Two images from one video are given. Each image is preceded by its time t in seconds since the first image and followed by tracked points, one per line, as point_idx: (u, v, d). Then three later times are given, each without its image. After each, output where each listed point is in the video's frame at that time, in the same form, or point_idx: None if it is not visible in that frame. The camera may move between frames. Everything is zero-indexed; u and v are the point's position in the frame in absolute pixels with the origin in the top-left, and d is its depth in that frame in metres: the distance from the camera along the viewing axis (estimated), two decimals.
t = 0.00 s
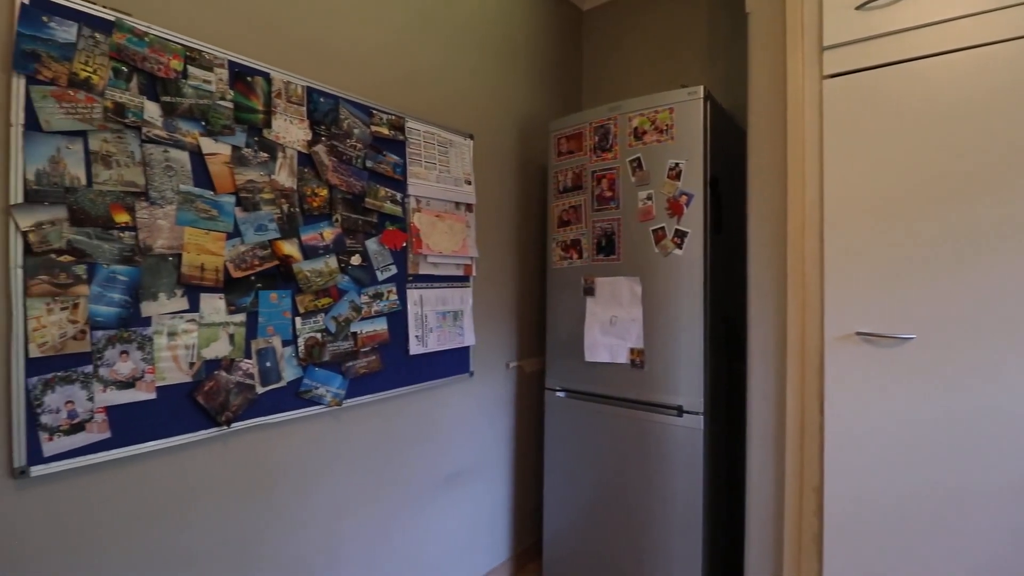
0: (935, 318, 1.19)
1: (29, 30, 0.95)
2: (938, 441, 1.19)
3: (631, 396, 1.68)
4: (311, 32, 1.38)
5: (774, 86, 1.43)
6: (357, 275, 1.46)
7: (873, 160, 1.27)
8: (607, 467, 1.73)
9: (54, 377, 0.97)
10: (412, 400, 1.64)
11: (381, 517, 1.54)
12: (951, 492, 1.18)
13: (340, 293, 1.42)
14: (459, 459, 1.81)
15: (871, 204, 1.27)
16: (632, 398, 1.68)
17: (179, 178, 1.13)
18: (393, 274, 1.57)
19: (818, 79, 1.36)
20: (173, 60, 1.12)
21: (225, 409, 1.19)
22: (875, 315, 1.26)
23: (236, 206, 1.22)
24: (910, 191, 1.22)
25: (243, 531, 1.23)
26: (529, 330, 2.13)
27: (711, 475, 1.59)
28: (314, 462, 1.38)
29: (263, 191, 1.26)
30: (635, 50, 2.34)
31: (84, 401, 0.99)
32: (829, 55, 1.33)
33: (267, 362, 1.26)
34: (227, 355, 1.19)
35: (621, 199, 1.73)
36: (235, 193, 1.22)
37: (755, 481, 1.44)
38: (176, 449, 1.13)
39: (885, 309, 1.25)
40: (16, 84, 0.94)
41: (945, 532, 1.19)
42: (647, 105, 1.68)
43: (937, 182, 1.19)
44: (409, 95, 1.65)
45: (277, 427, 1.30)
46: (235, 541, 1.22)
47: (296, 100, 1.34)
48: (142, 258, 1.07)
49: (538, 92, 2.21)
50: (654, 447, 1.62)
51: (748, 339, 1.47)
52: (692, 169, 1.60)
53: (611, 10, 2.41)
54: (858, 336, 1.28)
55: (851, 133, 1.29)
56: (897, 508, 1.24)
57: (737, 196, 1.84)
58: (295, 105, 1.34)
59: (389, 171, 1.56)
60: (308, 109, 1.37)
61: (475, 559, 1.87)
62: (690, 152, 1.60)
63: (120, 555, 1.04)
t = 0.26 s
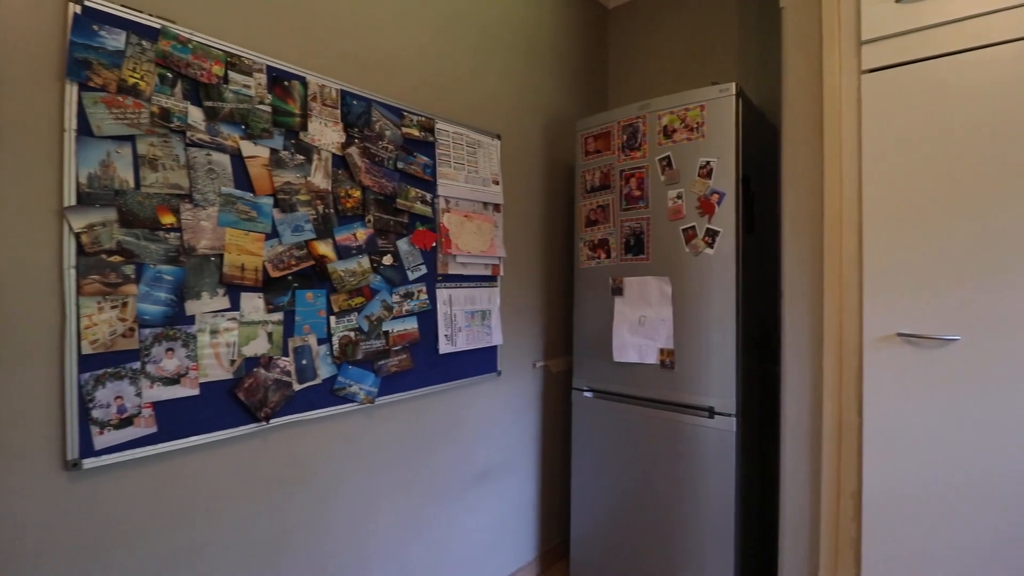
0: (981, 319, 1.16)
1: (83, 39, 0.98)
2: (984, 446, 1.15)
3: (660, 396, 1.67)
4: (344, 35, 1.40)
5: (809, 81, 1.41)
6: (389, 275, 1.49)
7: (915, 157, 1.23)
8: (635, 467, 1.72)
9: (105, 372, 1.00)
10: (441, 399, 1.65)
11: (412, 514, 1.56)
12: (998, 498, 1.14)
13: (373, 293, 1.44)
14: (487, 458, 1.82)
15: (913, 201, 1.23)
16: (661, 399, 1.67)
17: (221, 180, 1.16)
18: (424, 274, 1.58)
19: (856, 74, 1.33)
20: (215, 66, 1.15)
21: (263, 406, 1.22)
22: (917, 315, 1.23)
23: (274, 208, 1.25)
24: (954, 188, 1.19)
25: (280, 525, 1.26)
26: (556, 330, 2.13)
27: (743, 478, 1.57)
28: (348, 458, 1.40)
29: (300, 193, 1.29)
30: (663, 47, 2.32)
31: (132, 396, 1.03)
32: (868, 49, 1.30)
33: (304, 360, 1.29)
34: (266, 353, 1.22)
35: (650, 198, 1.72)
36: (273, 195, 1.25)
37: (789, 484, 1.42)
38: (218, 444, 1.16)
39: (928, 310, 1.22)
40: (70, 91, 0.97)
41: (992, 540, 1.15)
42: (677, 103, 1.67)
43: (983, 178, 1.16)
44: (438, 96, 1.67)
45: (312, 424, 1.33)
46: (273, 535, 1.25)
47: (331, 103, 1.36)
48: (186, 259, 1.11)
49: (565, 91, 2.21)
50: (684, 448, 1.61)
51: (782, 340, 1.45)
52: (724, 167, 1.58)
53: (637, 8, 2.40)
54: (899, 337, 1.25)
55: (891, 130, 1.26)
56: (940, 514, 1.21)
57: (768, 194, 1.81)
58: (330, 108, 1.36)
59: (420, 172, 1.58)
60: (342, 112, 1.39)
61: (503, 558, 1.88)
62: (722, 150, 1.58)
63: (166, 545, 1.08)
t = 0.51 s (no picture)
0: None
1: (133, 47, 1.01)
2: None
3: (692, 398, 1.65)
4: (379, 39, 1.42)
5: (849, 77, 1.37)
6: (422, 275, 1.50)
7: (962, 153, 1.20)
8: (667, 469, 1.71)
9: (154, 369, 1.03)
10: (471, 399, 1.66)
11: (443, 512, 1.58)
12: None
13: (406, 293, 1.46)
14: (517, 457, 1.82)
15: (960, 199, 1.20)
16: (693, 401, 1.65)
17: (262, 183, 1.19)
18: (455, 274, 1.60)
19: (899, 69, 1.30)
20: (257, 72, 1.18)
21: (302, 403, 1.24)
22: (964, 316, 1.19)
23: (312, 209, 1.27)
24: (1004, 185, 1.15)
25: (318, 521, 1.29)
26: (584, 330, 2.12)
27: (778, 481, 1.54)
28: (381, 456, 1.42)
29: (336, 195, 1.32)
30: (692, 44, 2.29)
31: (180, 393, 1.06)
32: (912, 43, 1.27)
33: (340, 359, 1.32)
34: (305, 351, 1.25)
35: (681, 197, 1.70)
36: (311, 197, 1.27)
37: (828, 489, 1.38)
38: (260, 441, 1.19)
39: (977, 311, 1.18)
40: (121, 99, 1.01)
41: None
42: (710, 100, 1.65)
43: None
44: (469, 98, 1.68)
45: (348, 422, 1.35)
46: (311, 530, 1.28)
47: (366, 106, 1.39)
48: (230, 259, 1.14)
49: (593, 90, 2.20)
50: (717, 451, 1.59)
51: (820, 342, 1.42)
52: (758, 166, 1.55)
53: (666, 5, 2.37)
54: (945, 340, 1.21)
55: (936, 126, 1.23)
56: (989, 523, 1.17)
57: (804, 192, 1.77)
58: (365, 111, 1.39)
59: (451, 173, 1.59)
60: (376, 114, 1.41)
61: (532, 557, 1.88)
62: (757, 148, 1.55)
63: (211, 538, 1.11)
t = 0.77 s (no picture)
0: None
1: (180, 55, 1.05)
2: None
3: (725, 400, 1.62)
4: (412, 43, 1.44)
5: (892, 71, 1.33)
6: (453, 275, 1.51)
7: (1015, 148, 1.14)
8: (699, 472, 1.68)
9: (200, 367, 1.06)
10: (502, 398, 1.67)
11: (474, 511, 1.59)
12: None
13: (438, 293, 1.47)
14: (546, 458, 1.82)
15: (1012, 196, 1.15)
16: (727, 403, 1.62)
17: (300, 185, 1.22)
18: (485, 274, 1.60)
19: (946, 62, 1.25)
20: (296, 77, 1.21)
21: (339, 401, 1.27)
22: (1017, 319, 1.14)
23: (348, 211, 1.29)
24: None
25: (353, 518, 1.31)
26: (613, 331, 2.11)
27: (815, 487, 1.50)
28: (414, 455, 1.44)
29: (371, 197, 1.34)
30: (723, 40, 2.26)
31: (223, 390, 1.09)
32: (960, 34, 1.22)
33: (375, 358, 1.34)
34: (341, 350, 1.27)
35: (715, 197, 1.68)
36: (347, 199, 1.30)
37: (869, 496, 1.35)
38: (298, 438, 1.22)
39: None
40: (169, 105, 1.04)
41: None
42: (744, 97, 1.62)
43: None
44: (499, 99, 1.69)
45: (382, 420, 1.37)
46: (346, 526, 1.30)
47: (399, 108, 1.40)
48: (271, 260, 1.17)
49: (622, 89, 2.18)
50: (752, 455, 1.56)
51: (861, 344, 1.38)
52: (795, 164, 1.52)
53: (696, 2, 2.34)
54: (996, 343, 1.16)
55: (986, 120, 1.18)
56: None
57: (841, 191, 1.73)
58: (399, 113, 1.40)
59: (482, 174, 1.60)
60: (409, 116, 1.43)
61: (561, 558, 1.88)
62: (794, 145, 1.52)
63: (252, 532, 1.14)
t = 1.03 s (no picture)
0: None
1: (219, 59, 1.07)
2: None
3: (758, 402, 1.59)
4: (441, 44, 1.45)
5: (936, 63, 1.29)
6: (482, 275, 1.52)
7: None
8: (730, 475, 1.65)
9: (239, 364, 1.09)
10: (529, 398, 1.67)
11: (502, 511, 1.59)
12: None
13: (467, 292, 1.48)
14: (573, 458, 1.81)
15: None
16: (760, 405, 1.59)
17: (334, 186, 1.23)
18: (513, 274, 1.60)
19: (994, 51, 1.20)
20: (330, 79, 1.23)
21: (371, 399, 1.28)
22: None
23: (380, 211, 1.31)
24: None
25: (385, 515, 1.32)
26: (641, 331, 2.09)
27: (854, 492, 1.46)
28: (443, 453, 1.44)
29: (402, 197, 1.35)
30: (754, 35, 2.21)
31: (261, 387, 1.12)
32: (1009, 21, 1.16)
33: (405, 357, 1.35)
34: (373, 349, 1.29)
35: (747, 194, 1.64)
36: (379, 200, 1.31)
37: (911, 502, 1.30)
38: (332, 435, 1.23)
39: None
40: (209, 108, 1.07)
41: None
42: (778, 92, 1.58)
43: None
44: (527, 98, 1.68)
45: (412, 419, 1.38)
46: (378, 523, 1.31)
47: (429, 109, 1.41)
48: (306, 260, 1.19)
49: (649, 87, 2.16)
50: (787, 458, 1.52)
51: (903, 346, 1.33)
52: (832, 160, 1.48)
53: None
54: None
55: None
56: None
57: (880, 187, 1.68)
58: (429, 114, 1.41)
59: (510, 173, 1.60)
60: (439, 117, 1.44)
61: (588, 560, 1.87)
62: (830, 141, 1.48)
63: (288, 528, 1.16)
